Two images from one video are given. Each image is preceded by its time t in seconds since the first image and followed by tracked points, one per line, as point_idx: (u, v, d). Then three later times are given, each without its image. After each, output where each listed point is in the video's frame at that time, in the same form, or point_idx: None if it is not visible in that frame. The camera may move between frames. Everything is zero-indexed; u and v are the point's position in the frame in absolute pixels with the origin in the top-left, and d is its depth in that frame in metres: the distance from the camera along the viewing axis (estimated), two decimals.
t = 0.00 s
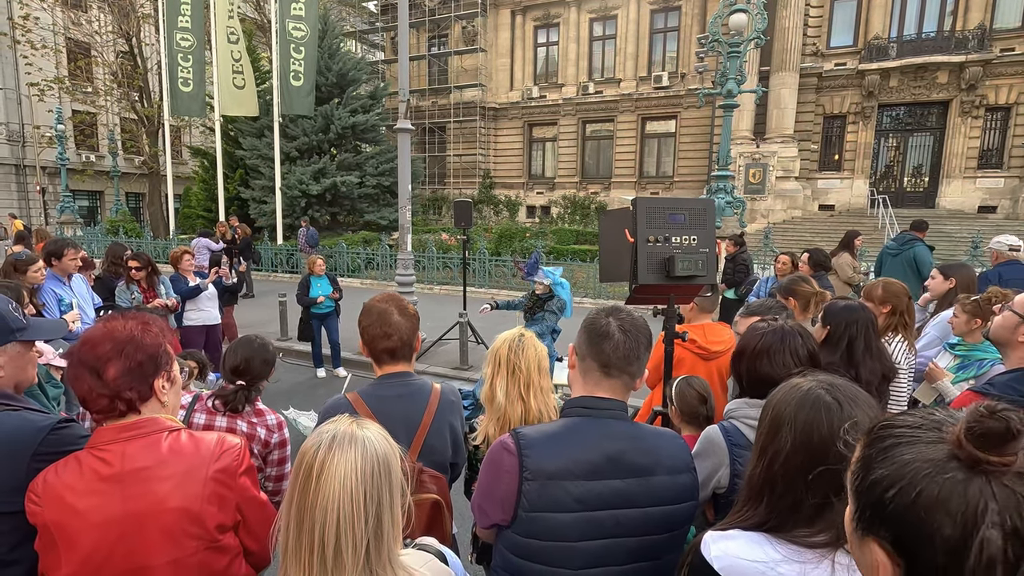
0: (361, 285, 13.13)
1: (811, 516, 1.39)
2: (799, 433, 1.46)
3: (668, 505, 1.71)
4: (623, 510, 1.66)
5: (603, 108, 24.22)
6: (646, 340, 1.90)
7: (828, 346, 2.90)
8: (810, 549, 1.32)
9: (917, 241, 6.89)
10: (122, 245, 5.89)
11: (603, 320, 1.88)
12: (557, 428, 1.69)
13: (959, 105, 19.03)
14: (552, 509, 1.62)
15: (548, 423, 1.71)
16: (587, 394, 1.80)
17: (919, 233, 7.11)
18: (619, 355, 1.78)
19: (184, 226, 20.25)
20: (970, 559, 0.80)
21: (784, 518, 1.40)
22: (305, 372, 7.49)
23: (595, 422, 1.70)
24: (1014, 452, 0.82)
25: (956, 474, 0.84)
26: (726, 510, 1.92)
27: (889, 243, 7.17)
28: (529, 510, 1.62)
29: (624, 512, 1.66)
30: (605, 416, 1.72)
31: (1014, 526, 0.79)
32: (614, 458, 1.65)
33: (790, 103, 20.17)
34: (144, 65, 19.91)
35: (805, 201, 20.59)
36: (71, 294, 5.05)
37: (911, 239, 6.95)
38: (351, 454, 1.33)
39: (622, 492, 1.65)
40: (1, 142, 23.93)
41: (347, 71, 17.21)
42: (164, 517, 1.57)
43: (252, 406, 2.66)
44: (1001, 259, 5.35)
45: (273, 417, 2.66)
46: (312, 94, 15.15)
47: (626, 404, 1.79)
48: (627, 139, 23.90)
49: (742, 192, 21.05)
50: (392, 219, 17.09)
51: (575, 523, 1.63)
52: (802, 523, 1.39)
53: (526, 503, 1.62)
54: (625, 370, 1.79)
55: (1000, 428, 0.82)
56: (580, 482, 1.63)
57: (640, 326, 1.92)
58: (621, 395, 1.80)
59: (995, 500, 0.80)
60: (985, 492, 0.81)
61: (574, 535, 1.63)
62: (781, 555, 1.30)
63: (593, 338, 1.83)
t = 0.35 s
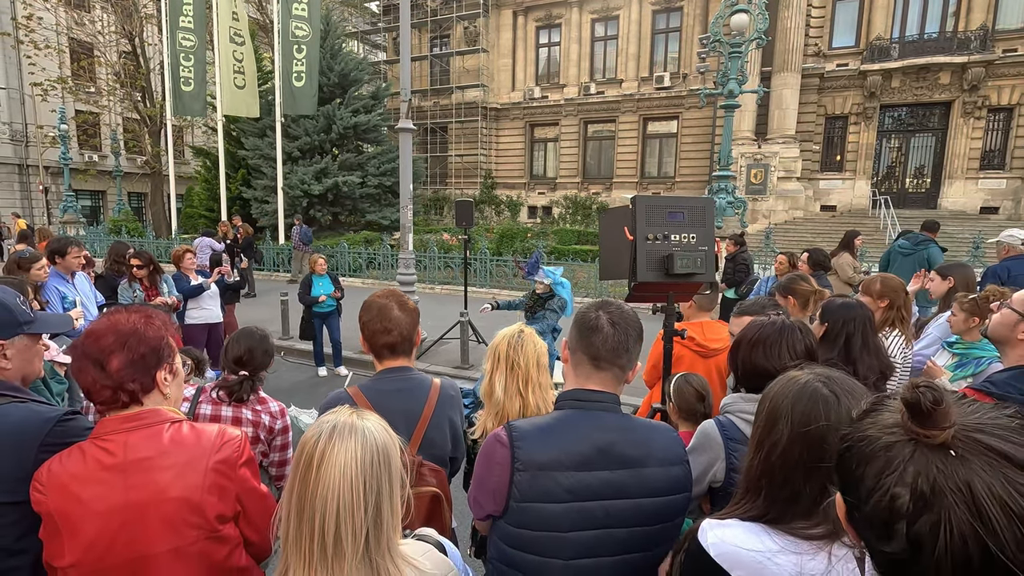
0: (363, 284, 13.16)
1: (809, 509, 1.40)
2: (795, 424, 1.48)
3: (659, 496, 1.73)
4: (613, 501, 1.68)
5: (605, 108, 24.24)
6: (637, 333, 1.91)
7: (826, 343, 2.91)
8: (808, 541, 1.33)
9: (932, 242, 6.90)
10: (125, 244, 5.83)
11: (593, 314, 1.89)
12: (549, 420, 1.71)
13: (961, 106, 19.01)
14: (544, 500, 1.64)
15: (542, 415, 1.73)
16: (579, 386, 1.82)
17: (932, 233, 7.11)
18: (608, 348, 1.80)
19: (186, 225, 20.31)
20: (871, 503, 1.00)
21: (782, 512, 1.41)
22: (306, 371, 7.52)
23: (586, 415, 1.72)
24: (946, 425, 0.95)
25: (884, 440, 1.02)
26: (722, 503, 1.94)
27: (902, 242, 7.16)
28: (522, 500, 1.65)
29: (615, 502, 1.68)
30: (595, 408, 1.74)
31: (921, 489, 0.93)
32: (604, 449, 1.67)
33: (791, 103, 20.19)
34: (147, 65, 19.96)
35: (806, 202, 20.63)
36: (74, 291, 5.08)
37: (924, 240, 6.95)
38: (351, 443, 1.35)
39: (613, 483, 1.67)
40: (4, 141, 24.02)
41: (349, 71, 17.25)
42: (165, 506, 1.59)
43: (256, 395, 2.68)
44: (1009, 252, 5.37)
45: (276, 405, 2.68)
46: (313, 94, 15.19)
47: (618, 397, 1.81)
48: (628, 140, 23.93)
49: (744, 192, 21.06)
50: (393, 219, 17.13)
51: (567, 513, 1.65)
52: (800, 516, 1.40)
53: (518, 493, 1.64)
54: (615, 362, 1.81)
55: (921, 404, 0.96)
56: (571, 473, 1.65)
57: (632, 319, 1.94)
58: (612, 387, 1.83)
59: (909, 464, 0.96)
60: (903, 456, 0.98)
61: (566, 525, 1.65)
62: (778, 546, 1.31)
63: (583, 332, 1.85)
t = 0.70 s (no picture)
0: (364, 284, 13.20)
1: (811, 503, 1.42)
2: (796, 418, 1.50)
3: (656, 488, 1.74)
4: (612, 493, 1.70)
5: (607, 108, 24.25)
6: (636, 328, 1.93)
7: (825, 340, 2.93)
8: (807, 533, 1.35)
9: (936, 243, 6.90)
10: (128, 243, 5.92)
11: (592, 309, 1.91)
12: (549, 414, 1.73)
13: (964, 106, 18.98)
14: (543, 491, 1.66)
15: (542, 409, 1.75)
16: (577, 380, 1.84)
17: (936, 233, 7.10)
18: (606, 342, 1.82)
19: (189, 225, 20.39)
20: (868, 477, 1.02)
21: (783, 505, 1.42)
22: (308, 369, 7.55)
23: (584, 408, 1.74)
24: (945, 402, 0.96)
25: (884, 421, 1.03)
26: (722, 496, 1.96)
27: (906, 242, 7.14)
28: (521, 492, 1.67)
29: (613, 494, 1.70)
30: (593, 401, 1.76)
31: (915, 464, 0.95)
32: (602, 441, 1.69)
33: (793, 104, 20.20)
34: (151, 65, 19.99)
35: (808, 203, 20.67)
36: (79, 289, 5.11)
37: (930, 241, 6.93)
38: (357, 432, 1.37)
39: (611, 475, 1.69)
40: (8, 141, 24.12)
41: (352, 71, 17.28)
42: (172, 497, 1.62)
43: (262, 389, 2.71)
44: (1005, 250, 5.45)
45: (281, 400, 2.70)
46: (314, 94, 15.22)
47: (616, 390, 1.83)
48: (630, 140, 23.94)
49: (745, 193, 21.04)
50: (396, 219, 17.18)
51: (566, 504, 1.67)
52: (801, 511, 1.42)
53: (518, 485, 1.67)
54: (613, 356, 1.83)
55: (920, 382, 0.98)
56: (570, 464, 1.67)
57: (631, 314, 1.96)
58: (611, 381, 1.85)
59: (906, 440, 0.98)
60: (903, 433, 1.00)
61: (565, 516, 1.67)
62: (778, 536, 1.34)
63: (581, 326, 1.87)
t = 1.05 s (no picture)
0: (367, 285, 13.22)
1: (822, 512, 1.42)
2: (809, 426, 1.49)
3: (667, 493, 1.75)
4: (624, 498, 1.70)
5: (609, 109, 24.25)
6: (646, 333, 1.94)
7: (831, 344, 2.93)
8: (819, 541, 1.36)
9: (931, 244, 6.89)
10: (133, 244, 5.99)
11: (603, 314, 1.92)
12: (560, 419, 1.74)
13: (967, 107, 18.92)
14: (555, 497, 1.67)
15: (553, 415, 1.76)
16: (588, 385, 1.84)
17: (930, 234, 7.10)
18: (618, 347, 1.83)
19: (192, 225, 20.45)
20: (895, 491, 1.02)
21: (793, 513, 1.43)
22: (312, 370, 7.57)
23: (596, 413, 1.75)
24: (976, 418, 0.97)
25: (911, 433, 1.04)
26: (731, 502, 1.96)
27: (902, 246, 7.15)
28: (534, 498, 1.67)
29: (625, 499, 1.70)
30: (604, 407, 1.77)
31: (945, 480, 0.95)
32: (614, 447, 1.70)
33: (796, 104, 20.18)
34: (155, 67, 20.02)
35: (811, 204, 20.68)
36: (86, 291, 5.13)
37: (924, 242, 6.93)
38: (372, 440, 1.38)
39: (623, 480, 1.70)
40: (12, 142, 24.21)
41: (354, 73, 17.33)
42: (185, 502, 1.63)
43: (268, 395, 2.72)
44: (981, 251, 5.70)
45: (289, 409, 2.70)
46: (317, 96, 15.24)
47: (627, 396, 1.83)
48: (633, 140, 23.93)
49: (748, 194, 20.97)
50: (398, 220, 17.22)
51: (579, 509, 1.67)
52: (812, 519, 1.42)
53: (530, 491, 1.67)
54: (624, 361, 1.84)
55: (951, 398, 0.99)
56: (582, 470, 1.67)
57: (641, 319, 1.96)
58: (621, 386, 1.85)
59: (934, 455, 0.98)
60: (930, 448, 1.00)
61: (578, 522, 1.68)
62: (790, 545, 1.34)
63: (592, 332, 1.87)
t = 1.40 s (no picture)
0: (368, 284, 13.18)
1: (835, 530, 1.37)
2: (821, 437, 1.41)
3: (673, 504, 1.69)
4: (628, 510, 1.65)
5: (611, 108, 24.18)
6: (650, 339, 1.88)
7: (837, 348, 2.86)
8: (830, 562, 1.32)
9: (925, 243, 6.81)
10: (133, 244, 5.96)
11: (606, 319, 1.86)
12: (562, 428, 1.68)
13: (972, 106, 18.80)
14: (557, 510, 1.61)
15: (554, 423, 1.70)
16: (590, 393, 1.78)
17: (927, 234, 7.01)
18: (622, 354, 1.77)
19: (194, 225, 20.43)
20: (930, 522, 0.98)
21: (806, 529, 1.38)
22: (312, 371, 7.52)
23: (599, 422, 1.69)
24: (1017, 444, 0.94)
25: (947, 458, 0.99)
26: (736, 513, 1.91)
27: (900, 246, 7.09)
28: (535, 511, 1.61)
29: (629, 511, 1.65)
30: (608, 416, 1.71)
31: (987, 510, 0.92)
32: (618, 457, 1.64)
33: (800, 103, 20.12)
34: (157, 66, 19.97)
35: (814, 203, 20.59)
36: (85, 292, 5.09)
37: (919, 242, 6.86)
38: (366, 452, 1.32)
39: (627, 491, 1.64)
40: (15, 142, 24.25)
41: (356, 72, 17.31)
42: (173, 514, 1.57)
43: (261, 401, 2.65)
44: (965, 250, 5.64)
45: (284, 417, 2.64)
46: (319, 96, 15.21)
47: (630, 404, 1.78)
48: (635, 140, 23.84)
49: (751, 193, 20.90)
50: (400, 220, 17.18)
51: (582, 522, 1.62)
52: (823, 537, 1.37)
53: (532, 504, 1.61)
54: (629, 369, 1.78)
55: (995, 420, 0.96)
56: (586, 481, 1.62)
57: (644, 324, 1.91)
58: (624, 394, 1.80)
59: (975, 483, 0.95)
60: (969, 474, 0.96)
61: (581, 534, 1.62)
62: (801, 565, 1.31)
63: (595, 337, 1.82)
